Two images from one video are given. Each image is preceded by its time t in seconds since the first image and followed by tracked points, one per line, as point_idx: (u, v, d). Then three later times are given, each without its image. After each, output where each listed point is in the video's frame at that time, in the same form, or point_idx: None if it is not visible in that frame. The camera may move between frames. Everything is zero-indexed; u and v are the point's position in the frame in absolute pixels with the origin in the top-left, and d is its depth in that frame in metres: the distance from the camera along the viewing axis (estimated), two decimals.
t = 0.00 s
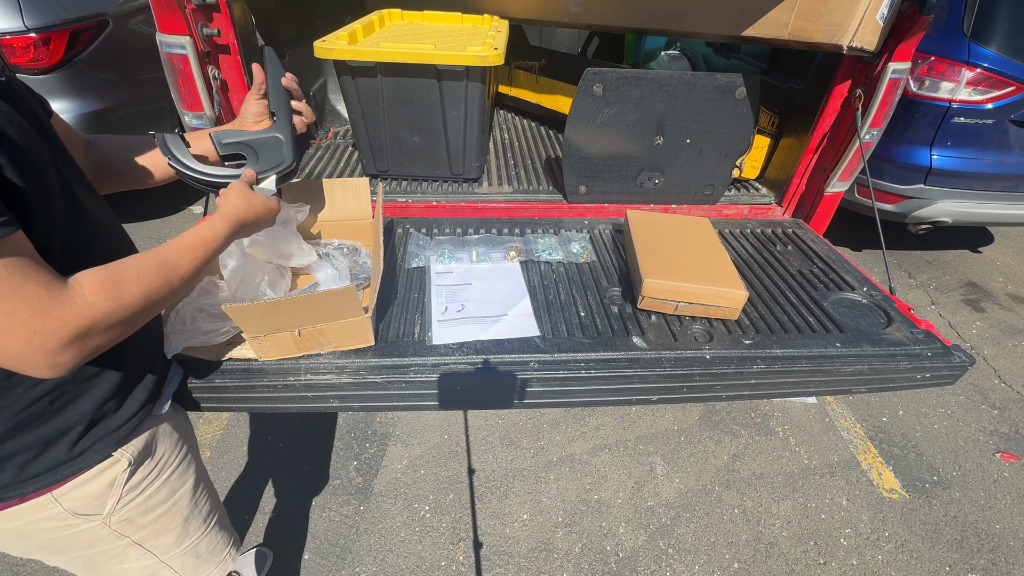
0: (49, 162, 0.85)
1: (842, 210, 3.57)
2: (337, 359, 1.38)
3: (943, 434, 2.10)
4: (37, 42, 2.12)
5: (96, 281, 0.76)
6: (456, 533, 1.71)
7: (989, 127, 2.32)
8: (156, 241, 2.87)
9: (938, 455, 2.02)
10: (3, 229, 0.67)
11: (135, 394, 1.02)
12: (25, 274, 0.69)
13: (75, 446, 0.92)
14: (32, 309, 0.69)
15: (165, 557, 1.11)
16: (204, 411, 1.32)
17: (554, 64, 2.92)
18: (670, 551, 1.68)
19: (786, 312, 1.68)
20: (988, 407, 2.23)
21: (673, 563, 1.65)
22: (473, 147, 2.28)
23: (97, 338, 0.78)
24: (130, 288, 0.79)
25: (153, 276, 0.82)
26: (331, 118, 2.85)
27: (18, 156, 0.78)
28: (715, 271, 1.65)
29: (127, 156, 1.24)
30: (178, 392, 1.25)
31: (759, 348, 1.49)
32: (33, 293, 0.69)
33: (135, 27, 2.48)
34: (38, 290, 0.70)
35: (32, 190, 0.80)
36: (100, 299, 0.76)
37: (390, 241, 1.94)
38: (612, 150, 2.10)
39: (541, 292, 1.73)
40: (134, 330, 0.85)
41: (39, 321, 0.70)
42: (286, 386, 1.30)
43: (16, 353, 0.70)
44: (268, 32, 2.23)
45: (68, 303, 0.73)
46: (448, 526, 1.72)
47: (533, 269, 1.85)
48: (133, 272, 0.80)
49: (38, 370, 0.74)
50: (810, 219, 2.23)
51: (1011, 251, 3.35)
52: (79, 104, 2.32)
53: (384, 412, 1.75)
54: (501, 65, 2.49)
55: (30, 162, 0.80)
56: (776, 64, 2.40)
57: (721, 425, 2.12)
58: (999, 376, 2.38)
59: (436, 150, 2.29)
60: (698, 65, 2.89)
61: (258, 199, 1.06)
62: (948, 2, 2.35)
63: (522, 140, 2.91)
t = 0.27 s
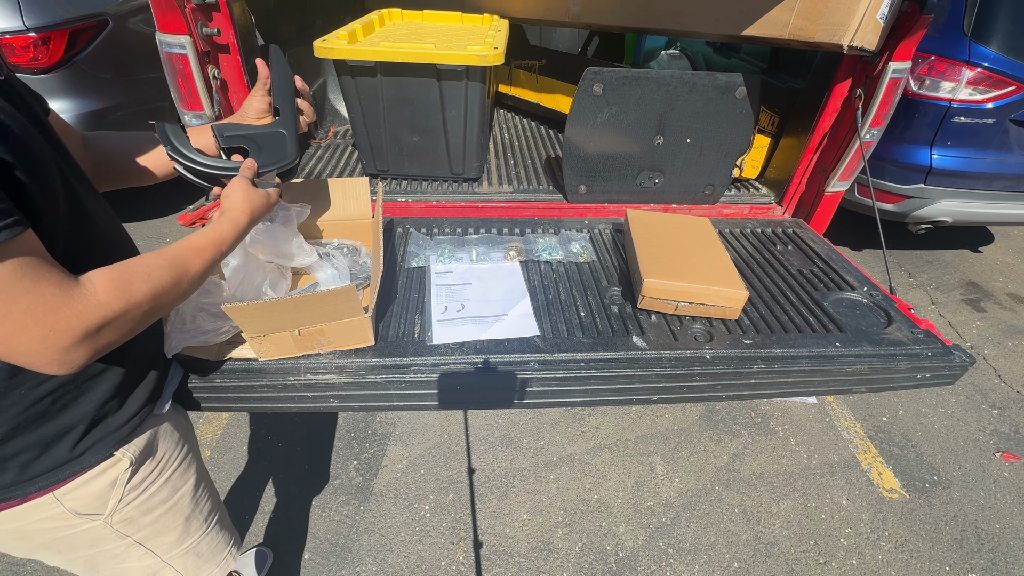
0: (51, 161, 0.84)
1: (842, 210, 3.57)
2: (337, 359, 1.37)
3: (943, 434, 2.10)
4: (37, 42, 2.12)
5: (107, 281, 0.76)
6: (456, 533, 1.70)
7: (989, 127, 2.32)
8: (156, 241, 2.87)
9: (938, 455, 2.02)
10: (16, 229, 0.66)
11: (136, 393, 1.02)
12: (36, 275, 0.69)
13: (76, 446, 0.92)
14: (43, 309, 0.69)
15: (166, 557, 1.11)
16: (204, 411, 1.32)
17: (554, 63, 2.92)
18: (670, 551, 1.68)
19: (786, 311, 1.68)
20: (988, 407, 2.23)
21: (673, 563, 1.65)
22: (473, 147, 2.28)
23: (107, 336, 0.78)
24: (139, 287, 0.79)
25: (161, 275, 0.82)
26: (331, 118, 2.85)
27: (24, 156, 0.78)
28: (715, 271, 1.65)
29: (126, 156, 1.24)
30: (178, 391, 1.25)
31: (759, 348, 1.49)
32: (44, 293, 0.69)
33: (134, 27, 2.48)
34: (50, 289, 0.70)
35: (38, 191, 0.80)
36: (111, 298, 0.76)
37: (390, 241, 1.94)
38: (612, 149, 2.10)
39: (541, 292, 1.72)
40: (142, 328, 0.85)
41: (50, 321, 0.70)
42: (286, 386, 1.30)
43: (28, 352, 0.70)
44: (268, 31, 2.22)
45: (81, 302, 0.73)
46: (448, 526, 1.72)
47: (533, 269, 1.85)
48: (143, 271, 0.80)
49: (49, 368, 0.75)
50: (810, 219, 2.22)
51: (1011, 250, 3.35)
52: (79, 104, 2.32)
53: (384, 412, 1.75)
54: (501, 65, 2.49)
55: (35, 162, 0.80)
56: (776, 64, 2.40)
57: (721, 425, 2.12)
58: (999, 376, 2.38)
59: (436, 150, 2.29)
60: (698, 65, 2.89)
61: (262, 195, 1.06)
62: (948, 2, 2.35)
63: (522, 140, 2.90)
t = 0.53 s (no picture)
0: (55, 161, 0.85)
1: (842, 210, 3.57)
2: (337, 359, 1.37)
3: (943, 434, 2.10)
4: (37, 42, 2.12)
5: (111, 285, 0.76)
6: (456, 533, 1.70)
7: (989, 127, 2.32)
8: (156, 241, 2.87)
9: (938, 455, 2.02)
10: (24, 231, 0.67)
11: (138, 393, 1.02)
12: (40, 279, 0.69)
13: (79, 446, 0.92)
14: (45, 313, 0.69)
15: (168, 556, 1.11)
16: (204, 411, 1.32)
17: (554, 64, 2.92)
18: (669, 551, 1.68)
19: (786, 312, 1.68)
20: (988, 407, 2.23)
21: (673, 563, 1.65)
22: (473, 147, 2.28)
23: (108, 339, 0.79)
24: (142, 293, 0.79)
25: (166, 279, 0.82)
26: (331, 118, 2.85)
27: (30, 157, 0.79)
28: (715, 271, 1.65)
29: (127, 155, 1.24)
30: (179, 392, 1.25)
31: (759, 348, 1.49)
32: (47, 298, 0.69)
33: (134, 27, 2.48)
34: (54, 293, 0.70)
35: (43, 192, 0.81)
36: (113, 304, 0.76)
37: (390, 241, 1.94)
38: (612, 149, 2.10)
39: (541, 292, 1.72)
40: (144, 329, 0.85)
41: (52, 325, 0.70)
42: (286, 386, 1.30)
43: (28, 353, 0.71)
44: (268, 31, 2.23)
45: (83, 307, 0.73)
46: (448, 526, 1.72)
47: (533, 269, 1.85)
48: (148, 276, 0.80)
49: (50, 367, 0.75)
50: (810, 219, 2.23)
51: (1011, 251, 3.35)
52: (80, 104, 2.32)
53: (384, 412, 1.75)
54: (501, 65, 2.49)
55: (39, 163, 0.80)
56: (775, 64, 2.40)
57: (721, 425, 2.12)
58: (999, 376, 2.38)
59: (436, 150, 2.29)
60: (698, 65, 2.89)
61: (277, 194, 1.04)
62: (948, 2, 2.35)
63: (522, 140, 2.91)
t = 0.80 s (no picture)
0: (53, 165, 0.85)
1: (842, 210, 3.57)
2: (337, 359, 1.37)
3: (943, 434, 2.10)
4: (37, 42, 2.12)
5: (102, 298, 0.76)
6: (456, 533, 1.71)
7: (989, 127, 2.32)
8: (156, 241, 2.87)
9: (938, 455, 2.02)
10: (15, 238, 0.67)
11: (136, 395, 1.02)
12: (30, 289, 0.69)
13: (78, 448, 0.92)
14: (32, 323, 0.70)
15: (168, 557, 1.11)
16: (204, 411, 1.32)
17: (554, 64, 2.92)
18: (669, 551, 1.68)
19: (786, 312, 1.68)
20: (988, 408, 2.23)
21: (673, 563, 1.65)
22: (473, 147, 2.28)
23: (94, 347, 0.79)
24: (133, 305, 0.80)
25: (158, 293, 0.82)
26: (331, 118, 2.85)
27: (27, 161, 0.79)
28: (715, 271, 1.65)
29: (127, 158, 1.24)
30: (179, 391, 1.26)
31: (759, 348, 1.49)
32: (35, 309, 0.69)
33: (134, 27, 2.47)
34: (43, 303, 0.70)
35: (42, 196, 0.81)
36: (101, 316, 0.76)
37: (390, 241, 1.94)
38: (612, 150, 2.10)
39: (541, 292, 1.72)
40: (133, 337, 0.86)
41: (37, 334, 0.71)
42: (286, 386, 1.30)
43: (14, 359, 0.72)
44: (268, 31, 2.22)
45: (70, 318, 0.73)
46: (448, 526, 1.72)
47: (533, 269, 1.85)
48: (140, 289, 0.80)
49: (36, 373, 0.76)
50: (810, 219, 2.23)
51: (1011, 251, 3.35)
52: (79, 104, 2.32)
53: (384, 412, 1.75)
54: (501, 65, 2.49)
55: (38, 167, 0.81)
56: (775, 64, 2.40)
57: (721, 425, 2.12)
58: (999, 376, 2.38)
59: (436, 150, 2.29)
60: (698, 65, 2.89)
61: (285, 210, 1.02)
62: (947, 2, 2.35)
63: (522, 140, 2.91)
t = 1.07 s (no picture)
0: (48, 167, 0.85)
1: (842, 210, 3.57)
2: (337, 359, 1.37)
3: (943, 433, 2.10)
4: (37, 42, 2.12)
5: (94, 298, 0.76)
6: (456, 533, 1.70)
7: (989, 127, 2.32)
8: (156, 241, 2.87)
9: (938, 455, 2.02)
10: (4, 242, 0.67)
11: (136, 395, 1.02)
12: (23, 289, 0.69)
13: (77, 448, 0.92)
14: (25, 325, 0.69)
15: (167, 557, 1.11)
16: (204, 411, 1.32)
17: (554, 63, 2.92)
18: (669, 551, 1.68)
19: (786, 311, 1.68)
20: (988, 407, 2.23)
21: (673, 563, 1.65)
22: (473, 147, 2.28)
23: (86, 350, 0.79)
24: (126, 305, 0.80)
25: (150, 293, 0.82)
26: (331, 118, 2.86)
27: (24, 162, 0.79)
28: (714, 271, 1.65)
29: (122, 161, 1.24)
30: (179, 391, 1.26)
31: (759, 347, 1.49)
32: (28, 309, 0.69)
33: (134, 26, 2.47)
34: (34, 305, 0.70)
35: (36, 197, 0.81)
36: (93, 317, 0.76)
37: (390, 241, 1.94)
38: (612, 149, 2.10)
39: (541, 292, 1.72)
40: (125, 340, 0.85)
41: (30, 336, 0.70)
42: (286, 386, 1.30)
43: (6, 362, 0.71)
44: (267, 31, 2.22)
45: (62, 319, 0.73)
46: (448, 526, 1.72)
47: (533, 269, 1.85)
48: (132, 289, 0.80)
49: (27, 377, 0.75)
50: (810, 219, 2.23)
51: (1011, 250, 3.35)
52: (79, 104, 2.32)
53: (384, 412, 1.75)
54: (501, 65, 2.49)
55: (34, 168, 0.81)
56: (775, 64, 2.40)
57: (721, 425, 2.12)
58: (999, 376, 2.38)
59: (436, 150, 2.29)
60: (698, 65, 2.89)
61: (270, 209, 1.04)
62: (948, 2, 2.35)
63: (522, 140, 2.90)
